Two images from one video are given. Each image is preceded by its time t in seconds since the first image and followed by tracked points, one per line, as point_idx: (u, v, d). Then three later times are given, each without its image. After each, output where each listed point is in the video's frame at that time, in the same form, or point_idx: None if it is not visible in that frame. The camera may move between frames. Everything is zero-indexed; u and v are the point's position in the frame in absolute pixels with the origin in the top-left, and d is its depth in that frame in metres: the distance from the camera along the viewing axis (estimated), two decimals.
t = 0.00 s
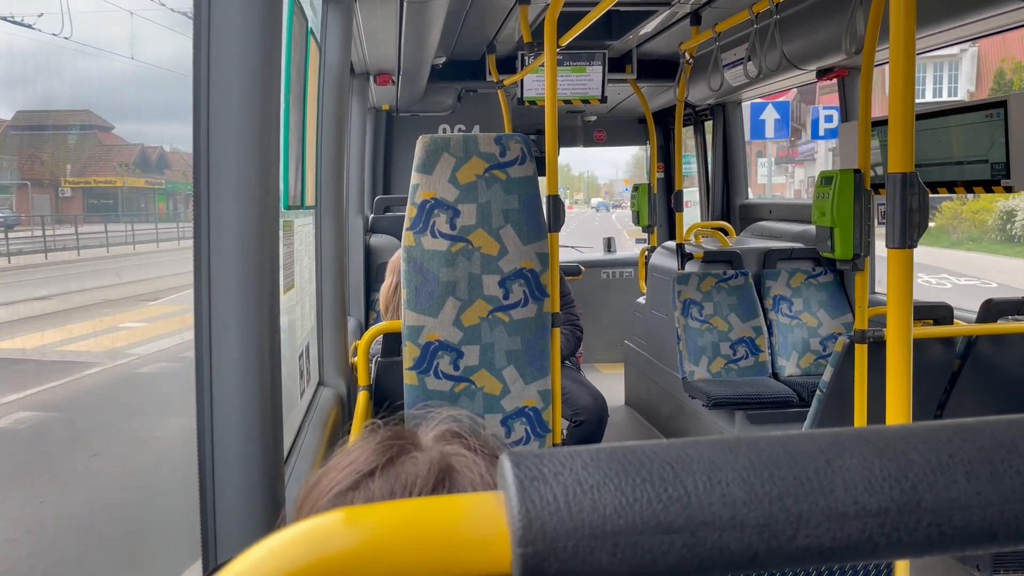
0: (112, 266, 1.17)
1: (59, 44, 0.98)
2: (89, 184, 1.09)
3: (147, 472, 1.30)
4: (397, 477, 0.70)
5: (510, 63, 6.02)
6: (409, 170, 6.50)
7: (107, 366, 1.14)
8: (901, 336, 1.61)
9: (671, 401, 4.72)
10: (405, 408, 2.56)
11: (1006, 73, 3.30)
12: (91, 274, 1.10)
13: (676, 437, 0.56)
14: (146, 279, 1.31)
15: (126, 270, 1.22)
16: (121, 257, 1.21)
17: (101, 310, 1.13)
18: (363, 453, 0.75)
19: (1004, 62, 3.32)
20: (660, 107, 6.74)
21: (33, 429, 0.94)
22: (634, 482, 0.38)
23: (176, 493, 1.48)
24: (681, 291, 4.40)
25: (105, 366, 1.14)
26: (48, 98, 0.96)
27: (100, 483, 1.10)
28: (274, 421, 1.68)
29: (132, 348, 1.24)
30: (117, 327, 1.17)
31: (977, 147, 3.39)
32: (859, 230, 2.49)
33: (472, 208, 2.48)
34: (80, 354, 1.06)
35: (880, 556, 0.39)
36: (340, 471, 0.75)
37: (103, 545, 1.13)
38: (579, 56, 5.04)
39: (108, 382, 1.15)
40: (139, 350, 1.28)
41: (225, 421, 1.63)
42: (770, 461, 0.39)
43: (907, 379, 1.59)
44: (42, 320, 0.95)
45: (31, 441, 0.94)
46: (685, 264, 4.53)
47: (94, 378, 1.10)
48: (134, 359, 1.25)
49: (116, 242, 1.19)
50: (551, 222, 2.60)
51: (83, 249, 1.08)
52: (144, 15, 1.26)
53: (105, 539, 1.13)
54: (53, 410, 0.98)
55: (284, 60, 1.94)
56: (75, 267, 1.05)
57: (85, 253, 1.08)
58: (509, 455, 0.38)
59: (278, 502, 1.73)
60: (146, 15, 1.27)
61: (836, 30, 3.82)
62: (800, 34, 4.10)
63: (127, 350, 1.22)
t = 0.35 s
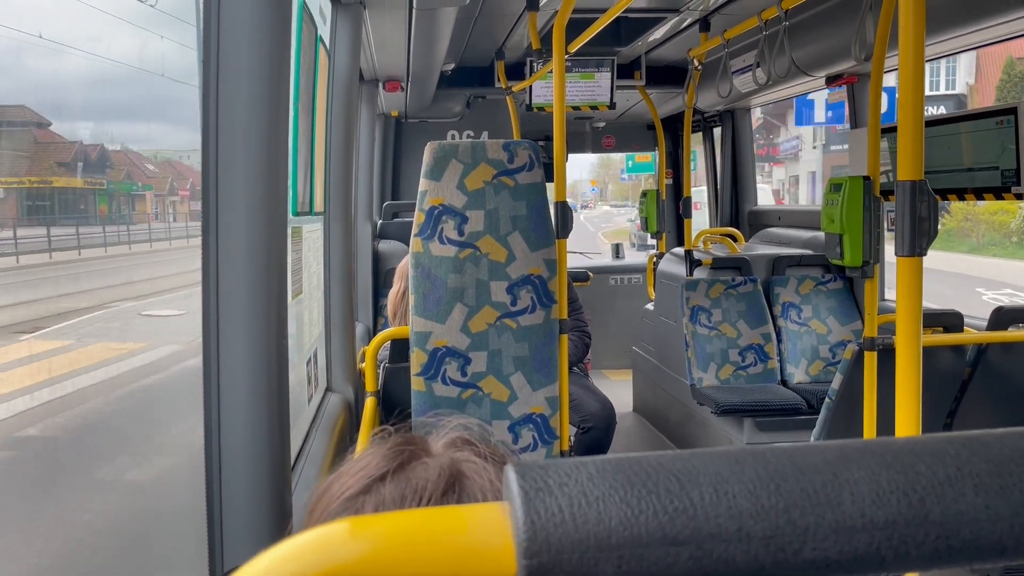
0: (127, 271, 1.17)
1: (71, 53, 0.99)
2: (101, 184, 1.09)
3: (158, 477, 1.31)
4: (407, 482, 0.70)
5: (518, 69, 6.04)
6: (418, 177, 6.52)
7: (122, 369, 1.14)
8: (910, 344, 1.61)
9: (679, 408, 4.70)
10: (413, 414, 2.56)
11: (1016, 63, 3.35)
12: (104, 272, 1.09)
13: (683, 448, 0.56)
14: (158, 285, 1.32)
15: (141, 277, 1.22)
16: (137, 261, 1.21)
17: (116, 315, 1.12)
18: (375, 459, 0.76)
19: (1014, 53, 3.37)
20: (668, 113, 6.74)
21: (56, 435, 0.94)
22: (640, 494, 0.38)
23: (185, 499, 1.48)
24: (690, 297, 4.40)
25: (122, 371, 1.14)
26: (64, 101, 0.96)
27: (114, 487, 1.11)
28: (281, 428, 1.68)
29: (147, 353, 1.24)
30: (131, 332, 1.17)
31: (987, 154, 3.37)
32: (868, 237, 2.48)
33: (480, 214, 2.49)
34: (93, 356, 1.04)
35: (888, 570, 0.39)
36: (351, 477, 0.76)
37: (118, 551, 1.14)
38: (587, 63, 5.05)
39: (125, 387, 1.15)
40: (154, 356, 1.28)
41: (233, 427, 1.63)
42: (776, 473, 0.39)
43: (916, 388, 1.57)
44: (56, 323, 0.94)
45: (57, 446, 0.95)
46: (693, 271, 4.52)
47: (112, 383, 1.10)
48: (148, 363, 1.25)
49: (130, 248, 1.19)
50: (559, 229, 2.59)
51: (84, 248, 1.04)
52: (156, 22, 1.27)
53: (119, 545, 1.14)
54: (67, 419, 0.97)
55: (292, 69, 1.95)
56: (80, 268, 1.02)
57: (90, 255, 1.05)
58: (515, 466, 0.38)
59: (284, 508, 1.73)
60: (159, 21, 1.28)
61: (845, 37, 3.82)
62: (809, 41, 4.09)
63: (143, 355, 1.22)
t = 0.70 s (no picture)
0: (130, 272, 1.18)
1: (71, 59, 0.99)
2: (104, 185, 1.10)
3: (164, 473, 1.31)
4: (415, 480, 0.70)
5: (527, 69, 6.04)
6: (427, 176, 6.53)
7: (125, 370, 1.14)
8: (920, 345, 1.59)
9: (687, 408, 4.69)
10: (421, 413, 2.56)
11: None
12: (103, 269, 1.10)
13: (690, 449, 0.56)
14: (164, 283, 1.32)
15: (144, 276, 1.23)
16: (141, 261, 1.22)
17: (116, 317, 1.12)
18: (383, 457, 0.76)
19: None
20: (678, 113, 6.73)
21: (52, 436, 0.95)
22: (646, 494, 0.38)
23: (192, 497, 1.49)
24: (698, 297, 4.39)
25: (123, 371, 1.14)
26: (64, 111, 0.97)
27: (117, 482, 1.11)
28: (290, 426, 1.68)
29: (151, 351, 1.25)
30: (135, 332, 1.17)
31: (999, 154, 3.35)
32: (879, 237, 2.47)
33: (489, 214, 2.49)
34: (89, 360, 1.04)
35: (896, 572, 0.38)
36: (359, 474, 0.76)
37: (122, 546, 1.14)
38: (597, 62, 5.05)
39: (128, 387, 1.16)
40: (159, 355, 1.29)
41: (242, 426, 1.64)
42: (783, 475, 0.39)
43: (926, 389, 1.56)
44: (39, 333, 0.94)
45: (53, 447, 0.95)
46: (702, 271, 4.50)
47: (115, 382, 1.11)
48: (153, 362, 1.26)
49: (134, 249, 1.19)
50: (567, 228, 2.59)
51: (78, 250, 1.03)
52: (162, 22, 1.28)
53: (125, 541, 1.14)
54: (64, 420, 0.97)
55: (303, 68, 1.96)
56: (69, 268, 1.01)
57: (81, 258, 1.04)
58: (520, 466, 0.38)
59: (292, 507, 1.74)
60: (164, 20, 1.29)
61: (855, 36, 3.80)
62: (820, 41, 4.07)
63: (147, 354, 1.23)
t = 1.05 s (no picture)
0: (127, 270, 1.19)
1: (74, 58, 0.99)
2: (104, 197, 1.10)
3: (160, 466, 1.33)
4: (406, 475, 0.71)
5: (528, 65, 6.03)
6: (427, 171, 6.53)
7: (124, 368, 1.15)
8: (913, 344, 1.61)
9: (685, 405, 4.70)
10: (418, 408, 2.57)
11: None
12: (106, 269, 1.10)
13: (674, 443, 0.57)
14: (159, 279, 1.33)
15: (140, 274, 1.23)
16: (137, 260, 1.23)
17: (116, 314, 1.13)
18: (375, 451, 0.77)
19: None
20: (678, 110, 6.73)
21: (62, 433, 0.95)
22: (627, 486, 0.39)
23: (188, 489, 1.50)
24: (696, 294, 4.40)
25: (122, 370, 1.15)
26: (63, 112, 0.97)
27: (115, 476, 1.13)
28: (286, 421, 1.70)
29: (146, 349, 1.25)
30: (132, 327, 1.18)
31: (997, 154, 3.36)
32: (875, 235, 2.48)
33: (487, 210, 2.49)
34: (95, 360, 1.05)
35: (870, 564, 0.39)
36: (351, 469, 0.77)
37: (124, 536, 1.15)
38: (597, 59, 5.04)
39: (127, 384, 1.17)
40: (155, 353, 1.30)
41: (238, 419, 1.65)
42: (761, 467, 0.40)
43: (918, 388, 1.58)
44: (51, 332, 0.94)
45: (65, 443, 0.96)
46: (701, 268, 4.51)
47: (116, 379, 1.12)
48: (149, 360, 1.27)
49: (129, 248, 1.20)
50: (566, 225, 2.60)
51: (92, 249, 1.05)
52: (162, 20, 1.29)
53: (124, 531, 1.16)
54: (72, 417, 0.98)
55: (301, 65, 1.97)
56: (83, 266, 1.01)
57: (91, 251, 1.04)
58: (505, 458, 0.39)
59: (288, 500, 1.75)
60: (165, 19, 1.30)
61: (856, 35, 3.80)
62: (821, 39, 4.07)
63: (143, 352, 1.23)
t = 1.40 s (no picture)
0: (127, 271, 1.18)
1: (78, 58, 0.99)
2: (53, 199, 0.95)
3: (155, 468, 1.32)
4: (408, 471, 0.71)
5: (524, 67, 6.03)
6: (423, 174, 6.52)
7: (122, 372, 1.15)
8: (910, 347, 1.60)
9: (681, 408, 4.70)
10: (414, 411, 2.56)
11: None
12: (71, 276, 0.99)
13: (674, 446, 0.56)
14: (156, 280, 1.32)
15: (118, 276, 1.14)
16: (135, 260, 1.22)
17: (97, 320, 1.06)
18: (375, 451, 0.76)
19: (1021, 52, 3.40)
20: (675, 113, 6.73)
21: (60, 443, 0.94)
22: (625, 490, 0.38)
23: (182, 491, 1.49)
24: (692, 297, 4.40)
25: (121, 373, 1.15)
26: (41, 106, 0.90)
27: (113, 478, 1.12)
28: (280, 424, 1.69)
29: (143, 351, 1.24)
30: (127, 329, 1.16)
31: (993, 157, 3.36)
32: (872, 238, 2.47)
33: (483, 212, 2.49)
34: (92, 363, 1.04)
35: (871, 569, 0.39)
36: (351, 468, 0.76)
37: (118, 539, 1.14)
38: (594, 61, 5.05)
39: (126, 387, 1.16)
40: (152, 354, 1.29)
41: (232, 422, 1.64)
42: (762, 471, 0.39)
43: (916, 391, 1.57)
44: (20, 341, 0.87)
45: (63, 448, 0.95)
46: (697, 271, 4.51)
47: (110, 384, 1.10)
48: (145, 362, 1.26)
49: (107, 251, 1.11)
50: (562, 227, 2.59)
51: (77, 250, 1.02)
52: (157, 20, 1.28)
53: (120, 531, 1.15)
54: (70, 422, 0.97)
55: (297, 66, 1.96)
56: (52, 270, 0.94)
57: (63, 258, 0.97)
58: (502, 462, 0.39)
59: (283, 502, 1.74)
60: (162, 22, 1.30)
61: (852, 38, 3.81)
62: (817, 41, 4.07)
63: (138, 356, 1.22)
